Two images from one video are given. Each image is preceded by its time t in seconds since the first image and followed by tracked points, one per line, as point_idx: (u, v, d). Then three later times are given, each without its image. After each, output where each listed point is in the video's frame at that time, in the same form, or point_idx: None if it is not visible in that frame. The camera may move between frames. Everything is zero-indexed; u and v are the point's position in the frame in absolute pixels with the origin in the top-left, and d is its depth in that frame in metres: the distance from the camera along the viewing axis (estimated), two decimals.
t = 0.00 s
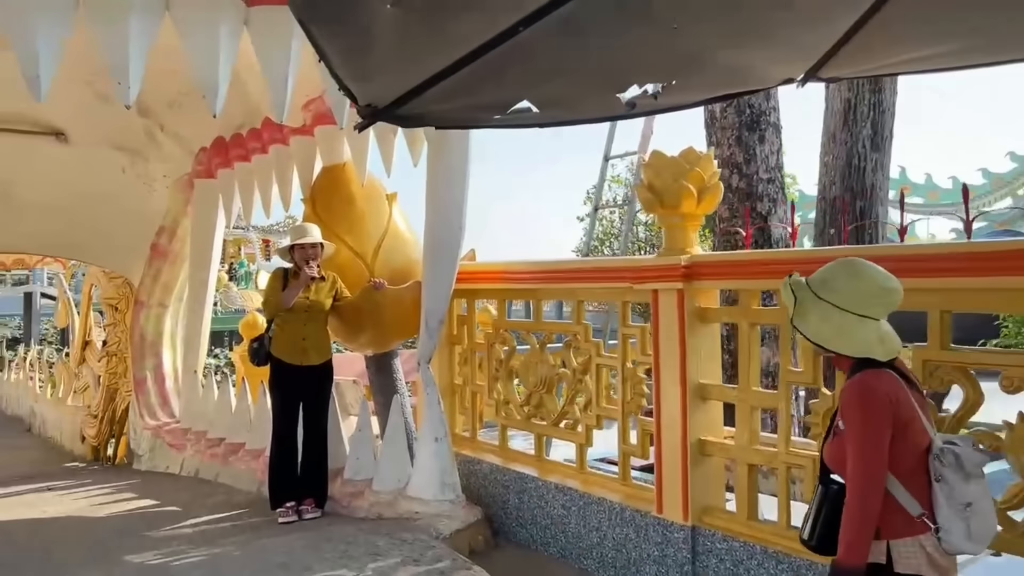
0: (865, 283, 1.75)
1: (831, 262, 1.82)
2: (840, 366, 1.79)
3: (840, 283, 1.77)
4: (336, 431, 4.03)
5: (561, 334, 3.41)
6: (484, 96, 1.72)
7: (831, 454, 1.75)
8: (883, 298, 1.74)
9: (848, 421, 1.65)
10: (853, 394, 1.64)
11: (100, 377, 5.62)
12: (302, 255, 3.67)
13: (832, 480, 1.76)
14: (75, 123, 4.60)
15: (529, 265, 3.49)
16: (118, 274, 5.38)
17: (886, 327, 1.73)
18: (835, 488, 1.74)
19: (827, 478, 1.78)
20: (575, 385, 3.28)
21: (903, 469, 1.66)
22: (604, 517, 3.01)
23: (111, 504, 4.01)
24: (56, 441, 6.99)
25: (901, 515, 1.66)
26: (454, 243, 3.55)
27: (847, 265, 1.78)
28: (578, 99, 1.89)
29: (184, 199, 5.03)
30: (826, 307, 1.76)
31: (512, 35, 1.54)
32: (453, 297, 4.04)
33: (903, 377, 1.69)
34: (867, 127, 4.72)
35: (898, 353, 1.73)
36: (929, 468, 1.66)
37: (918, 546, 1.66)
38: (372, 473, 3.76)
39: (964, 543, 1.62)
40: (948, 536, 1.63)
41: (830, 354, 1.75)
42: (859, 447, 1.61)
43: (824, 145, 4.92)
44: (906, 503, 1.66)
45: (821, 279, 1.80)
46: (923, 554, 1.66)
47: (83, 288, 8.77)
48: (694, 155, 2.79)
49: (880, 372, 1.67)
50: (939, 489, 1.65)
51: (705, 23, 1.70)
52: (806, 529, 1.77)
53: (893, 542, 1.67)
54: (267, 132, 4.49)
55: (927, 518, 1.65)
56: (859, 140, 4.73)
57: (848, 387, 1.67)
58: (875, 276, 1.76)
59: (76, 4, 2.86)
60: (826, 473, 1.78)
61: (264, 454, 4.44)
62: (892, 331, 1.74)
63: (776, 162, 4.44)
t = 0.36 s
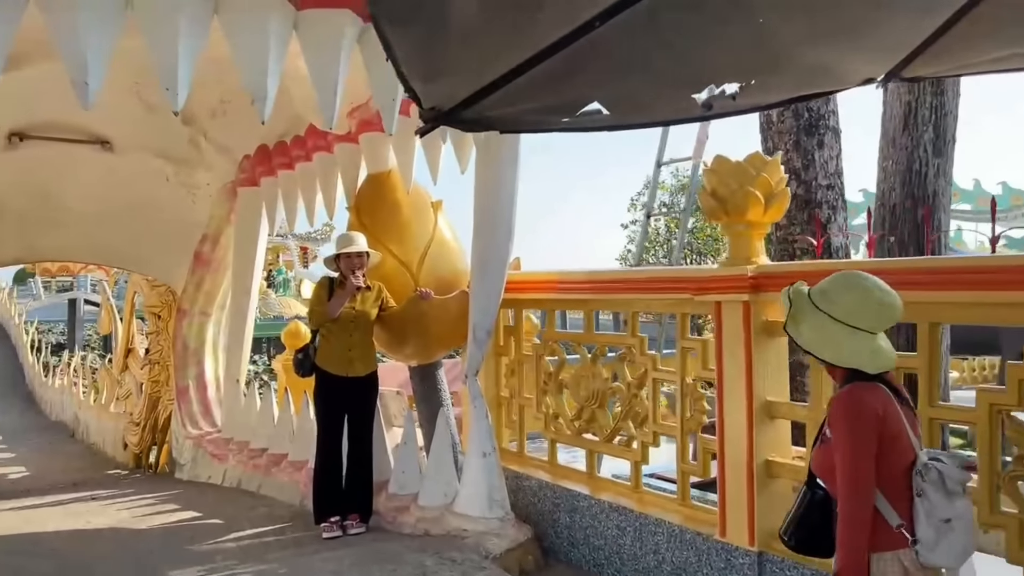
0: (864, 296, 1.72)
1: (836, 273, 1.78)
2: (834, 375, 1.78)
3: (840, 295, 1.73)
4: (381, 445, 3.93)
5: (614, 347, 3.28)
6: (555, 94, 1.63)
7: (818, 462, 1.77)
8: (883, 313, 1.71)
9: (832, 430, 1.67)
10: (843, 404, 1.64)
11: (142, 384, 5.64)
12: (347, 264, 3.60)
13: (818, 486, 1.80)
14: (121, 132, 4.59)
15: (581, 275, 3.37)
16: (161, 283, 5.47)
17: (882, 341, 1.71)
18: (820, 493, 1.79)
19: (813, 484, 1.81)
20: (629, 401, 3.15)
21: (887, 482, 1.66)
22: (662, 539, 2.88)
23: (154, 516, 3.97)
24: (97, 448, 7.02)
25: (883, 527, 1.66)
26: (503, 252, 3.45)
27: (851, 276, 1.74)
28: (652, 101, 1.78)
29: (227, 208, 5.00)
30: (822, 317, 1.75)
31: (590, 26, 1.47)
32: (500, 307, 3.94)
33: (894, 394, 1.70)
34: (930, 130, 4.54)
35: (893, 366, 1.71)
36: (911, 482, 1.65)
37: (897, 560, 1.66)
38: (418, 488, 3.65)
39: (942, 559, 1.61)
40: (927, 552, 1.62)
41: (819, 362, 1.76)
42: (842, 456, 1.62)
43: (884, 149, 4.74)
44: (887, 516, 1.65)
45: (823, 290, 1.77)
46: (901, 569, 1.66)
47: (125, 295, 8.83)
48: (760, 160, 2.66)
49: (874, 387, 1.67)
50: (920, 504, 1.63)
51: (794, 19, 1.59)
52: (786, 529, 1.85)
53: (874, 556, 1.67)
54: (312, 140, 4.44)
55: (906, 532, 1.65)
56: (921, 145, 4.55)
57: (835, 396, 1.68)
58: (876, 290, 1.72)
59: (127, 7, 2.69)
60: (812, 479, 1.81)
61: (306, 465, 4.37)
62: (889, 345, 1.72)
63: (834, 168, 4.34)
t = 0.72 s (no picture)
0: (864, 300, 1.92)
1: (836, 282, 2.00)
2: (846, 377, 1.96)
3: (840, 300, 1.94)
4: (425, 455, 3.85)
5: (668, 357, 3.16)
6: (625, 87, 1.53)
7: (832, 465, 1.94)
8: (883, 314, 1.90)
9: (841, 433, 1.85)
10: (849, 406, 1.83)
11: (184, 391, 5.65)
12: (393, 271, 3.53)
13: (831, 491, 1.94)
14: (165, 138, 4.58)
15: (634, 283, 3.25)
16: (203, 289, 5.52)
17: (885, 340, 1.89)
18: (832, 497, 1.93)
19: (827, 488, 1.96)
20: (685, 413, 3.03)
21: (893, 484, 1.84)
22: (721, 558, 2.75)
23: (196, 525, 3.92)
24: (138, 453, 7.05)
25: (889, 526, 1.84)
26: (552, 259, 3.35)
27: (847, 282, 1.96)
28: (725, 97, 1.67)
29: (270, 214, 4.98)
30: (826, 322, 1.95)
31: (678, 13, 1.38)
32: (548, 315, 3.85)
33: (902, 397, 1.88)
34: (993, 133, 4.67)
35: (899, 365, 1.88)
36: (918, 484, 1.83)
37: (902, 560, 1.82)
38: (463, 501, 3.56)
39: (944, 559, 1.76)
40: (931, 551, 1.78)
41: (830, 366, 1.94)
42: (848, 456, 1.81)
43: (947, 151, 4.88)
44: (893, 516, 1.83)
45: (825, 297, 1.99)
46: (903, 568, 1.82)
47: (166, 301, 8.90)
48: (830, 162, 2.53)
49: (880, 388, 1.85)
50: (927, 505, 1.80)
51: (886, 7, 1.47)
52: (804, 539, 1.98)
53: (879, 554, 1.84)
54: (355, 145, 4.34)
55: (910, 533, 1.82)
56: (985, 147, 4.69)
57: (842, 400, 1.87)
58: (873, 294, 1.92)
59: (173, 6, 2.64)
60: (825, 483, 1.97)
61: (348, 474, 4.30)
62: (893, 345, 1.90)
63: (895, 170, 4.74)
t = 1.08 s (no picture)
0: (835, 300, 1.85)
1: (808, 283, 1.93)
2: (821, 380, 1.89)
3: (812, 302, 1.87)
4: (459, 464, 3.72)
5: (715, 364, 3.00)
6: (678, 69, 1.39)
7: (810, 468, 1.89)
8: (855, 314, 1.83)
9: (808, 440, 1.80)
10: (812, 414, 1.77)
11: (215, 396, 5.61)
12: (424, 274, 3.41)
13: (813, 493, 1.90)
14: (195, 141, 4.52)
15: (679, 286, 3.10)
16: (234, 293, 5.51)
17: (856, 340, 1.83)
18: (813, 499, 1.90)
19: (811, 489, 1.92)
20: (732, 423, 2.87)
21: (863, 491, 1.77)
22: None
23: (225, 535, 3.83)
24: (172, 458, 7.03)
25: (863, 533, 1.78)
26: (591, 261, 3.21)
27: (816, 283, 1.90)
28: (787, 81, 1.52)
29: (301, 217, 4.91)
30: (797, 324, 1.88)
31: None
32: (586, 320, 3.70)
33: (875, 400, 1.79)
34: None
35: (870, 364, 1.82)
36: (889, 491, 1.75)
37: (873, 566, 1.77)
38: (498, 512, 3.43)
39: (920, 568, 1.70)
40: (904, 560, 1.72)
41: (803, 369, 1.87)
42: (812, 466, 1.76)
43: (1003, 150, 4.74)
44: (866, 522, 1.77)
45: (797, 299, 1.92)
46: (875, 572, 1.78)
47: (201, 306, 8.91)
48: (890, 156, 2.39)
49: (848, 393, 1.77)
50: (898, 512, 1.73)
51: None
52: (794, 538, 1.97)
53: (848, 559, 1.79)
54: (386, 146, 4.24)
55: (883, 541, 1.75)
56: None
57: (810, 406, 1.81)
58: (844, 293, 1.85)
59: None
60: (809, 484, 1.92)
61: (380, 483, 4.18)
62: (865, 345, 1.83)
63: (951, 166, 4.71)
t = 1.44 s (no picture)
0: (837, 308, 1.76)
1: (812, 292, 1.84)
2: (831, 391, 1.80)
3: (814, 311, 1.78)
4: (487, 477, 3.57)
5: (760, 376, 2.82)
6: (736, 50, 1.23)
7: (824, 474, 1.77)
8: (860, 321, 1.73)
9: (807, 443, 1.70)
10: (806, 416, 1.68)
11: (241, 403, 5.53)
12: (450, 279, 3.27)
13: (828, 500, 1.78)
14: (218, 143, 4.42)
15: (721, 293, 2.91)
16: (260, 298, 5.43)
17: (861, 347, 1.73)
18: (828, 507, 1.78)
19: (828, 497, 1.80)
20: (779, 438, 2.69)
21: (865, 498, 1.64)
22: None
23: (247, 549, 3.71)
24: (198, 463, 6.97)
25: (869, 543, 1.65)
26: (626, 266, 3.05)
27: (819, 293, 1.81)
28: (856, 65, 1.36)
29: (326, 221, 4.80)
30: (800, 335, 1.80)
31: None
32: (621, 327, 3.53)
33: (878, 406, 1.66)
34: None
35: (878, 371, 1.72)
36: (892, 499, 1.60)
37: None
38: (528, 529, 3.27)
39: None
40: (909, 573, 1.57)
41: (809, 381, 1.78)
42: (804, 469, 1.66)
43: None
44: (869, 532, 1.64)
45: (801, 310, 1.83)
46: None
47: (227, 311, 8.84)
48: (956, 151, 2.20)
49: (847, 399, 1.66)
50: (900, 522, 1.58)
51: None
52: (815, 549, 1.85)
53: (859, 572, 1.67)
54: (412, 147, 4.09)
55: (889, 552, 1.62)
56: None
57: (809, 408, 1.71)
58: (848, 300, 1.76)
59: None
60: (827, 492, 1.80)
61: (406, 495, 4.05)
62: (872, 352, 1.74)
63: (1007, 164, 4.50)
